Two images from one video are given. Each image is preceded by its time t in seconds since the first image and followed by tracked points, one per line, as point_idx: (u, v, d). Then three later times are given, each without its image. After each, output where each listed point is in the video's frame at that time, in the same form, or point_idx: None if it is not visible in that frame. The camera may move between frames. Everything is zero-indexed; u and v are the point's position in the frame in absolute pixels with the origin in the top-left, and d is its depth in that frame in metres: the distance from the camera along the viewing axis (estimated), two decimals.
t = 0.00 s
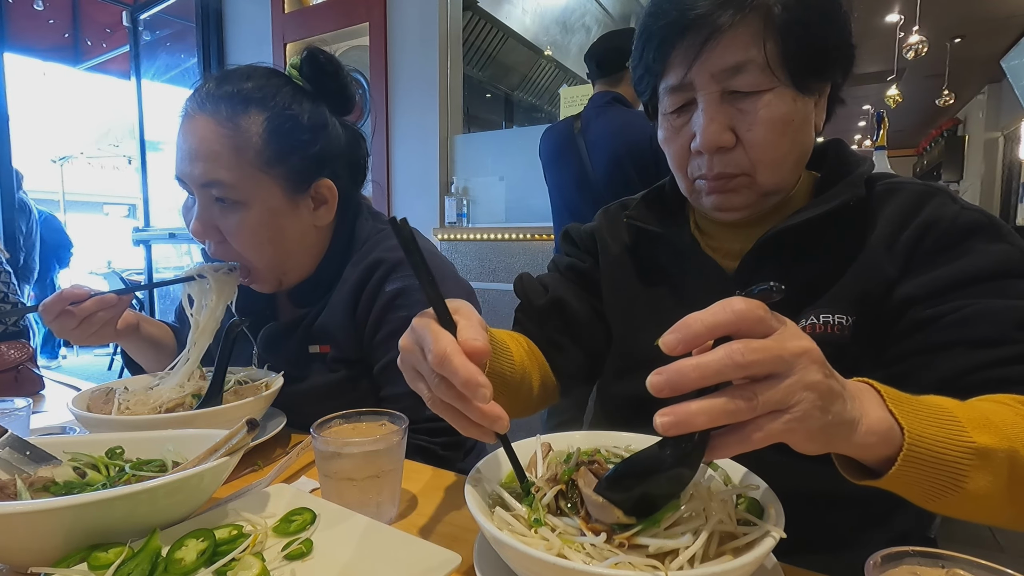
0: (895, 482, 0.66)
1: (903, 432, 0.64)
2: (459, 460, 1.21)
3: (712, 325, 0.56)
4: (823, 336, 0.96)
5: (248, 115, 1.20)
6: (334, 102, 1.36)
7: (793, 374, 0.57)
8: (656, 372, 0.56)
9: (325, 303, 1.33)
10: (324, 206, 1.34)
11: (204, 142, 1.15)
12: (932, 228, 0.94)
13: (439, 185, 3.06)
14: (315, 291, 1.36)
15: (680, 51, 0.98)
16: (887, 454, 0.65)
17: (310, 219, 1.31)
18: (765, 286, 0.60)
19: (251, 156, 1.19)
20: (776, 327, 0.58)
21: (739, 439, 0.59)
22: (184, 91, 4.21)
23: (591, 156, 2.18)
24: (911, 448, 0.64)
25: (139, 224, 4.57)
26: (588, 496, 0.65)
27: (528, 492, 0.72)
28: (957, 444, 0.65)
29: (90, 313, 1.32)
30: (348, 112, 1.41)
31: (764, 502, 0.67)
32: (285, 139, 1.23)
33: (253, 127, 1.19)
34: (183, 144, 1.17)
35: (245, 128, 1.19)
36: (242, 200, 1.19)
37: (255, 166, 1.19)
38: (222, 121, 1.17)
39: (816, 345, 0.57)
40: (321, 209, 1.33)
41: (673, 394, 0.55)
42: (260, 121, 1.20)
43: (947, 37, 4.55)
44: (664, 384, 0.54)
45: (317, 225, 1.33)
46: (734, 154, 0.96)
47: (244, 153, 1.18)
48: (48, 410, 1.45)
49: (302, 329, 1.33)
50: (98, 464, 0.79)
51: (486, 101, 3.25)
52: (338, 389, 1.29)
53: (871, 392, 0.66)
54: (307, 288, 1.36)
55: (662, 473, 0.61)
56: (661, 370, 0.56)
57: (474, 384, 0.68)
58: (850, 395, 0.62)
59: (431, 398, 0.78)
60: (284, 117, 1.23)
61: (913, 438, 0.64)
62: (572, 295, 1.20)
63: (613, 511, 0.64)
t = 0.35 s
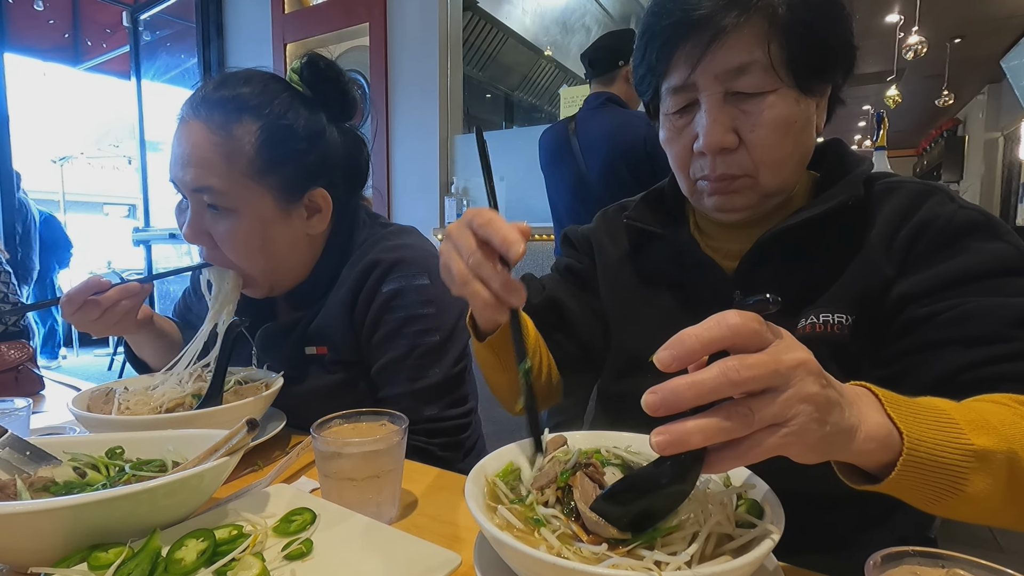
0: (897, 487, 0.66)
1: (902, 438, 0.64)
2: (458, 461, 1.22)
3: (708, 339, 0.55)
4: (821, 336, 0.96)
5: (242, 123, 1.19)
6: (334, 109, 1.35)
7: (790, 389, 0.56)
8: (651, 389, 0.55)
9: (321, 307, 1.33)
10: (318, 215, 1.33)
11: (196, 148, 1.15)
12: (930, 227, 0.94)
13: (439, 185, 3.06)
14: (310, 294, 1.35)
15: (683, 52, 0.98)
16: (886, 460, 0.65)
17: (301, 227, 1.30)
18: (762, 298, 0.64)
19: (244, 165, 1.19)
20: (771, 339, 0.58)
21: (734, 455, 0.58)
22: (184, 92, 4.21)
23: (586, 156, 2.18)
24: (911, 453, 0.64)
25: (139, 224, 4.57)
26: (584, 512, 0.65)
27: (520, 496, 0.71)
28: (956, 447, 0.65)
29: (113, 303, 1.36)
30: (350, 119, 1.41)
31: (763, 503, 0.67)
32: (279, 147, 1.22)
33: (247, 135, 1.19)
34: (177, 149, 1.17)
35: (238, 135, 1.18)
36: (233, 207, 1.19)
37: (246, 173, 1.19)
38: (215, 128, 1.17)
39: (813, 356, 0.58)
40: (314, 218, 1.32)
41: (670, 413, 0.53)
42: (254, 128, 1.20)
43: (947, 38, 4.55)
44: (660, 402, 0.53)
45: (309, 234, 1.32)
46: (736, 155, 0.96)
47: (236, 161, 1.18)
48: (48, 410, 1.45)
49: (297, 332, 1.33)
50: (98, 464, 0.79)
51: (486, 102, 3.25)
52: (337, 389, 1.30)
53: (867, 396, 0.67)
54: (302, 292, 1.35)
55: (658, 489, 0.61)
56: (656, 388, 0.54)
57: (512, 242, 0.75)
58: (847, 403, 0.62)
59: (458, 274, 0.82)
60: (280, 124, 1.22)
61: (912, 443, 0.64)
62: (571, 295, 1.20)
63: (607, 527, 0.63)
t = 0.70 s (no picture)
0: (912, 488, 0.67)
1: (918, 439, 0.64)
2: (458, 461, 1.22)
3: (731, 344, 0.54)
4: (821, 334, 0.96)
5: (250, 133, 1.18)
6: (335, 111, 1.35)
7: (813, 391, 0.56)
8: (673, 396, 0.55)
9: (321, 307, 1.32)
10: (325, 220, 1.32)
11: (202, 160, 1.14)
12: (929, 228, 0.94)
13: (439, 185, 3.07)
14: (314, 296, 1.35)
15: (685, 52, 0.98)
16: (903, 460, 0.65)
17: (309, 233, 1.29)
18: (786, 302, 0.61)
19: (253, 173, 1.17)
20: (792, 343, 0.58)
21: (758, 459, 0.58)
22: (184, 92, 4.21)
23: (585, 157, 2.17)
24: (928, 454, 0.64)
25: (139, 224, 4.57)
26: (599, 514, 0.64)
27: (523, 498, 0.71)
28: (969, 446, 0.65)
29: (122, 312, 1.37)
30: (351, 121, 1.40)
31: (761, 502, 0.68)
32: (287, 156, 1.22)
33: (255, 145, 1.18)
34: (183, 159, 1.16)
35: (247, 145, 1.17)
36: (242, 216, 1.18)
37: (256, 183, 1.18)
38: (223, 139, 1.16)
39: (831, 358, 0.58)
40: (322, 223, 1.32)
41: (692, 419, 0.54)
42: (262, 138, 1.19)
43: (947, 38, 4.55)
44: (682, 410, 0.54)
45: (317, 239, 1.32)
46: (736, 154, 0.96)
47: (245, 172, 1.17)
48: (48, 410, 1.45)
49: (298, 330, 1.32)
50: (98, 464, 0.79)
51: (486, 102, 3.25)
52: (338, 389, 1.30)
53: (881, 397, 0.67)
54: (303, 293, 1.35)
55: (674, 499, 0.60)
56: (678, 394, 0.55)
57: (568, 324, 0.74)
58: (864, 407, 0.62)
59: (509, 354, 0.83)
60: (286, 132, 1.21)
61: (928, 443, 0.64)
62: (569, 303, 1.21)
63: (620, 532, 0.62)
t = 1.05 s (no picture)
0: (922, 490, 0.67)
1: (931, 442, 0.64)
2: (460, 462, 1.21)
3: (765, 364, 0.50)
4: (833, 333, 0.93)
5: (253, 145, 1.16)
6: (324, 110, 1.32)
7: (848, 418, 0.54)
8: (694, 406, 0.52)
9: (322, 307, 1.32)
10: (333, 221, 1.32)
11: (207, 180, 1.10)
12: (932, 227, 0.94)
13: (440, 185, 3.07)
14: (319, 296, 1.33)
15: (685, 52, 0.98)
16: (914, 463, 0.65)
17: (320, 236, 1.29)
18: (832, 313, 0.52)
19: (261, 186, 1.15)
20: (831, 368, 0.53)
21: (769, 476, 0.56)
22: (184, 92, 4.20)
23: (584, 157, 2.19)
24: (940, 456, 0.64)
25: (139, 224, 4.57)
26: (605, 504, 0.66)
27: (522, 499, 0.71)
28: (978, 448, 0.65)
29: (52, 325, 1.32)
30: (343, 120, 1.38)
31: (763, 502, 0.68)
32: (290, 164, 1.20)
33: (259, 157, 1.16)
34: (182, 178, 1.12)
35: (251, 157, 1.15)
36: (256, 230, 1.16)
37: (265, 197, 1.16)
38: (226, 155, 1.13)
39: (868, 382, 0.55)
40: (330, 225, 1.31)
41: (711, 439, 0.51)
42: (265, 149, 1.17)
43: (947, 38, 4.55)
44: (701, 424, 0.50)
45: (327, 241, 1.31)
46: (737, 153, 0.96)
47: (253, 186, 1.14)
48: (47, 410, 1.45)
49: (299, 330, 1.32)
50: (98, 464, 0.79)
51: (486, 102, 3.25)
52: (338, 390, 1.30)
53: (902, 395, 0.65)
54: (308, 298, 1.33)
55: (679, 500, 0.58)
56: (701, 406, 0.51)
57: (476, 347, 0.76)
58: (889, 414, 0.60)
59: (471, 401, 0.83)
60: (286, 140, 1.20)
61: (941, 445, 0.64)
62: (569, 306, 1.22)
63: (623, 522, 0.63)
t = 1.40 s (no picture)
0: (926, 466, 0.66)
1: (940, 416, 0.63)
2: (458, 461, 1.22)
3: (780, 319, 0.49)
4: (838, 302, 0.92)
5: (230, 156, 1.15)
6: (303, 111, 1.28)
7: (855, 382, 0.54)
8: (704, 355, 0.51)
9: (321, 306, 1.32)
10: (322, 225, 1.31)
11: (189, 195, 1.11)
12: (936, 227, 0.94)
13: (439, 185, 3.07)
14: (314, 297, 1.33)
15: (686, 52, 0.98)
16: (921, 437, 0.64)
17: (309, 241, 1.28)
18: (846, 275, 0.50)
19: (240, 200, 1.14)
20: (844, 329, 0.52)
21: (774, 431, 0.56)
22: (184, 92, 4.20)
23: (586, 157, 2.20)
24: (949, 431, 0.63)
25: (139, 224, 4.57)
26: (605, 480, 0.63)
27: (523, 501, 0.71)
28: (987, 429, 0.65)
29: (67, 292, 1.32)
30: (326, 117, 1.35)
31: (765, 500, 0.69)
32: (271, 172, 1.19)
33: (238, 168, 1.15)
34: (167, 194, 1.13)
35: (228, 170, 1.14)
36: (243, 242, 1.17)
37: (247, 208, 1.15)
38: (203, 170, 1.12)
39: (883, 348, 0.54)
40: (318, 228, 1.30)
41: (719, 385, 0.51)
42: (244, 160, 1.16)
43: (948, 38, 4.55)
44: (710, 373, 0.50)
45: (317, 245, 1.31)
46: (738, 154, 0.96)
47: (233, 200, 1.14)
48: (46, 410, 1.45)
49: (297, 331, 1.32)
50: (98, 464, 0.79)
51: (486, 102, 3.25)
52: (337, 390, 1.30)
53: (917, 371, 0.64)
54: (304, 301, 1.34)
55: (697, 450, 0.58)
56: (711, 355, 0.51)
57: (465, 306, 0.78)
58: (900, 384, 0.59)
59: (474, 368, 0.84)
60: (264, 149, 1.18)
61: (950, 421, 0.63)
62: (568, 306, 1.22)
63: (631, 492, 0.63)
